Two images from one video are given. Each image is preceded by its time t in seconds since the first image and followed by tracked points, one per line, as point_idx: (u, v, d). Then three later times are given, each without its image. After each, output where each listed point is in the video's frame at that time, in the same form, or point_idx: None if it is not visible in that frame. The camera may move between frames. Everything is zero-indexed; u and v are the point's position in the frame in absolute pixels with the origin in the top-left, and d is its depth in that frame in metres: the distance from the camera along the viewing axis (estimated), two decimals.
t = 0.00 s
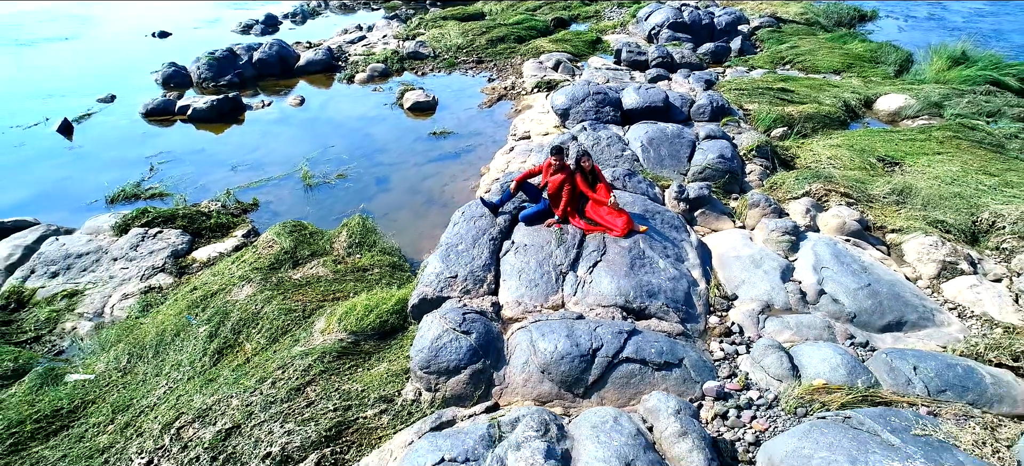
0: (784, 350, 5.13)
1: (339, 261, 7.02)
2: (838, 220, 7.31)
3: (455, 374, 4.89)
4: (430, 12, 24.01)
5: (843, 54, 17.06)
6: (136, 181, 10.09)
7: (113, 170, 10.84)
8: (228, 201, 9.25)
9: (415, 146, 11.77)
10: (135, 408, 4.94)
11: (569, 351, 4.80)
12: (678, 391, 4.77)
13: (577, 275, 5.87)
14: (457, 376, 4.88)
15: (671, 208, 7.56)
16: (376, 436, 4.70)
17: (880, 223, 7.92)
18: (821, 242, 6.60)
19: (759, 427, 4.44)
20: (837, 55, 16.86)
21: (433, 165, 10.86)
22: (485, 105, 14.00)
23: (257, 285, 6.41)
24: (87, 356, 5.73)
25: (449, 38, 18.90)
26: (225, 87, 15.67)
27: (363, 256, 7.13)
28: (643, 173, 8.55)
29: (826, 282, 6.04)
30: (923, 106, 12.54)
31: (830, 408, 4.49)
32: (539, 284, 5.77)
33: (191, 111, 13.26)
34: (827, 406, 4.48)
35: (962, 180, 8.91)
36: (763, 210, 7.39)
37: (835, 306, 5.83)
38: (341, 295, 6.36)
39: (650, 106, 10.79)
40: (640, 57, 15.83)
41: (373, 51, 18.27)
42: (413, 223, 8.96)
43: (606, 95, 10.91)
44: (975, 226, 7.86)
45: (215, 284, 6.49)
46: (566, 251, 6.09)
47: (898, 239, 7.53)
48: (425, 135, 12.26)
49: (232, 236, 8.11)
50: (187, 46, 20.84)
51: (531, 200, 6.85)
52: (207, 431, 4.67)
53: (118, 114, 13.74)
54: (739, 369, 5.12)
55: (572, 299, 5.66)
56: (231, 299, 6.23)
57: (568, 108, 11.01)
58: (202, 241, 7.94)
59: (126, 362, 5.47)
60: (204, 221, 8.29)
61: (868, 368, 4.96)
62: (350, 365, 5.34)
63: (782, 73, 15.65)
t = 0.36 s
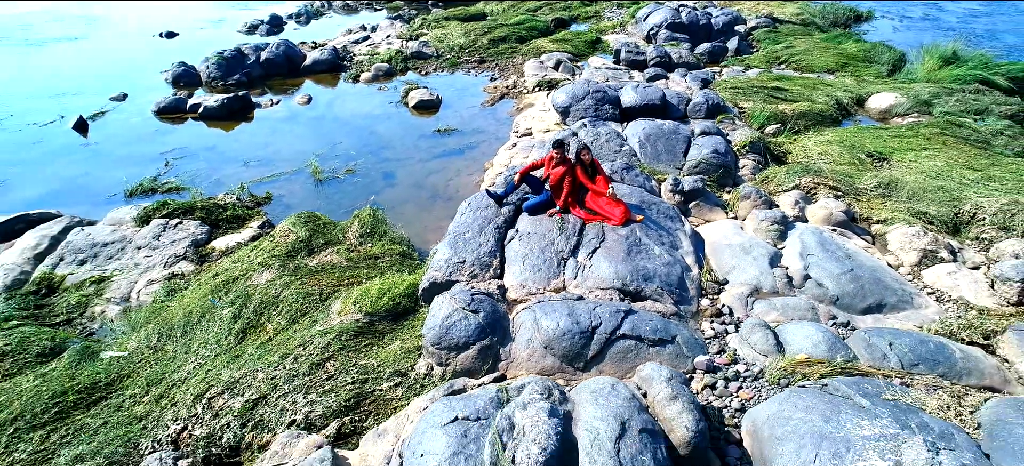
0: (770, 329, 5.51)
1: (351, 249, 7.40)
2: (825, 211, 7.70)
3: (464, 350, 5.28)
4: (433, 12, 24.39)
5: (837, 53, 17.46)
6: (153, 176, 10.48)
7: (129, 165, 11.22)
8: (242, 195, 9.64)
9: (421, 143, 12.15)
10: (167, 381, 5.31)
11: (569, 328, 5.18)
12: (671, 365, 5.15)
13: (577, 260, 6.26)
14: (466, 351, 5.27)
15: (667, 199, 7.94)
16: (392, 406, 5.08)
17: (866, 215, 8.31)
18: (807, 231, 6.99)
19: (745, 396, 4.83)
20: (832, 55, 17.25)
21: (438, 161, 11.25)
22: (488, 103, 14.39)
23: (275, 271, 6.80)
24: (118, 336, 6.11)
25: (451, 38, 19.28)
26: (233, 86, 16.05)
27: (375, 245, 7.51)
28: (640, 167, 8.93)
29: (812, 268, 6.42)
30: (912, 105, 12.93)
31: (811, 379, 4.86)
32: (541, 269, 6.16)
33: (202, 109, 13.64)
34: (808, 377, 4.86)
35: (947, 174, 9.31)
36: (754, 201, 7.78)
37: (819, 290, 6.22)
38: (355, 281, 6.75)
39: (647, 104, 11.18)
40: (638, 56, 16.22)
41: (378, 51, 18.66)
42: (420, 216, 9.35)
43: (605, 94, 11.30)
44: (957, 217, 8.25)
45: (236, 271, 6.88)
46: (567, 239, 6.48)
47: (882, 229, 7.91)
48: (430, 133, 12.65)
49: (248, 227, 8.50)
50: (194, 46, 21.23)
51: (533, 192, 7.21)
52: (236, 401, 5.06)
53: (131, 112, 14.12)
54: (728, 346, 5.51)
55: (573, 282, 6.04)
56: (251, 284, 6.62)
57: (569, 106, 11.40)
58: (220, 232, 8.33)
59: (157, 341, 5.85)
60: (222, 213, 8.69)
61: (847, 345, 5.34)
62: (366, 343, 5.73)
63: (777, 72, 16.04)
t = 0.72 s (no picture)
0: (760, 314, 5.81)
1: (361, 241, 7.70)
2: (815, 204, 8.00)
3: (471, 333, 5.58)
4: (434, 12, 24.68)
5: (833, 53, 17.76)
6: (165, 172, 10.78)
7: (141, 161, 11.51)
8: (253, 190, 9.93)
9: (425, 140, 12.44)
10: (190, 363, 5.61)
11: (570, 312, 5.48)
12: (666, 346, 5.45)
13: (578, 250, 6.56)
14: (473, 334, 5.57)
15: (664, 193, 8.25)
16: (403, 385, 5.37)
17: (856, 208, 8.61)
18: (798, 223, 7.28)
19: (735, 375, 5.14)
20: (828, 55, 17.54)
21: (441, 158, 11.55)
22: (490, 102, 14.69)
23: (288, 261, 7.11)
24: (140, 322, 6.41)
25: (453, 38, 19.57)
26: (239, 85, 16.34)
27: (383, 236, 7.81)
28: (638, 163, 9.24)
29: (802, 257, 6.72)
30: (905, 103, 13.22)
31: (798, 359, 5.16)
32: (544, 258, 6.47)
33: (210, 107, 13.93)
34: (795, 357, 5.16)
35: (935, 170, 9.61)
36: (748, 195, 8.08)
37: (808, 278, 6.52)
38: (364, 270, 7.05)
39: (646, 102, 11.48)
40: (637, 56, 16.52)
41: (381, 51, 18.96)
42: (425, 211, 9.65)
43: (605, 92, 11.60)
44: (944, 211, 8.56)
45: (251, 261, 7.19)
46: (568, 230, 6.78)
47: (872, 222, 8.20)
48: (433, 130, 12.95)
49: (259, 220, 8.79)
50: (200, 46, 21.53)
51: (535, 186, 7.50)
52: (256, 380, 5.36)
53: (140, 110, 14.42)
54: (720, 330, 5.81)
55: (573, 270, 6.35)
56: (266, 273, 6.92)
57: (569, 104, 11.70)
58: (233, 225, 8.63)
59: (178, 326, 6.16)
60: (234, 207, 8.99)
61: (834, 328, 5.64)
62: (377, 328, 6.03)
63: (773, 71, 16.34)
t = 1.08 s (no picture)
0: (751, 300, 6.11)
1: (369, 233, 8.01)
2: (807, 198, 8.31)
3: (477, 316, 5.89)
4: (436, 12, 24.99)
5: (829, 53, 18.06)
6: (177, 168, 11.09)
7: (153, 158, 11.83)
8: (263, 185, 10.25)
9: (429, 137, 12.75)
10: (211, 345, 5.93)
11: (571, 297, 5.79)
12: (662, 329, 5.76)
13: (578, 240, 6.87)
14: (479, 318, 5.88)
15: (661, 188, 8.55)
16: (412, 366, 5.67)
17: (847, 202, 8.92)
18: (789, 215, 7.59)
19: (727, 355, 5.45)
20: (824, 54, 17.85)
21: (445, 154, 11.86)
22: (492, 101, 15.00)
23: (301, 252, 7.43)
24: (161, 308, 6.73)
25: (455, 38, 19.88)
26: (246, 84, 16.66)
27: (391, 228, 8.12)
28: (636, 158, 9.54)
29: (792, 248, 7.02)
30: (898, 101, 13.53)
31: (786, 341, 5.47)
32: (546, 247, 6.78)
33: (219, 106, 14.24)
34: (783, 339, 5.46)
35: (925, 166, 9.92)
36: (742, 189, 8.39)
37: (798, 267, 6.83)
38: (374, 260, 7.36)
39: (644, 100, 11.79)
40: (636, 56, 16.82)
41: (384, 50, 19.27)
42: (431, 206, 9.97)
43: (604, 91, 11.93)
44: (932, 205, 8.87)
45: (265, 251, 7.50)
46: (568, 221, 7.09)
47: (861, 215, 8.51)
48: (437, 128, 13.25)
49: (271, 213, 9.10)
50: (205, 45, 21.84)
51: (537, 179, 7.81)
52: (274, 361, 5.67)
53: (149, 108, 14.73)
54: (713, 315, 6.12)
55: (574, 259, 6.66)
56: (279, 263, 7.24)
57: (570, 102, 12.01)
58: (245, 218, 8.95)
59: (198, 311, 6.48)
60: (246, 201, 9.30)
61: (821, 312, 5.95)
62: (388, 313, 6.35)
63: (770, 71, 16.65)
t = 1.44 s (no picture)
0: (740, 283, 6.53)
1: (381, 222, 8.44)
2: (796, 190, 8.75)
3: (485, 297, 6.33)
4: (439, 13, 25.43)
5: (824, 52, 18.49)
6: (193, 163, 11.53)
7: (168, 153, 12.26)
8: (277, 179, 10.68)
9: (434, 134, 13.18)
10: (237, 324, 6.36)
11: (573, 278, 6.22)
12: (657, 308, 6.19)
13: (579, 228, 7.31)
14: (487, 298, 6.32)
15: (658, 180, 8.99)
16: (425, 342, 6.10)
17: (835, 194, 9.35)
18: (778, 205, 8.02)
19: (717, 331, 5.88)
20: (818, 54, 18.29)
21: (451, 150, 12.28)
22: (495, 99, 15.43)
23: (317, 239, 7.87)
24: (187, 291, 7.17)
25: (458, 38, 20.31)
26: (255, 83, 17.10)
27: (401, 218, 8.55)
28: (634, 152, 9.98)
29: (780, 235, 7.45)
30: (888, 99, 13.97)
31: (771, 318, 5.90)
32: (548, 234, 7.22)
33: (230, 103, 14.68)
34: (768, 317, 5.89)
35: (911, 160, 10.34)
36: (735, 182, 8.83)
37: (786, 253, 7.25)
38: (385, 247, 7.80)
39: (642, 98, 12.22)
40: (635, 55, 17.25)
41: (388, 50, 19.71)
42: (437, 198, 10.41)
43: (603, 89, 12.36)
44: (916, 197, 9.30)
45: (282, 239, 7.94)
46: (570, 210, 7.53)
47: (848, 207, 8.94)
48: (442, 125, 13.68)
49: (285, 205, 9.53)
50: (213, 45, 22.28)
51: (540, 172, 8.23)
52: (296, 337, 6.10)
53: (162, 106, 15.18)
54: (705, 296, 6.55)
55: (575, 246, 7.10)
56: (297, 250, 7.67)
57: (570, 99, 12.44)
58: (261, 209, 9.37)
59: (223, 294, 6.91)
60: (262, 193, 9.74)
61: (805, 293, 6.38)
62: (401, 295, 6.78)
63: (765, 70, 17.08)
